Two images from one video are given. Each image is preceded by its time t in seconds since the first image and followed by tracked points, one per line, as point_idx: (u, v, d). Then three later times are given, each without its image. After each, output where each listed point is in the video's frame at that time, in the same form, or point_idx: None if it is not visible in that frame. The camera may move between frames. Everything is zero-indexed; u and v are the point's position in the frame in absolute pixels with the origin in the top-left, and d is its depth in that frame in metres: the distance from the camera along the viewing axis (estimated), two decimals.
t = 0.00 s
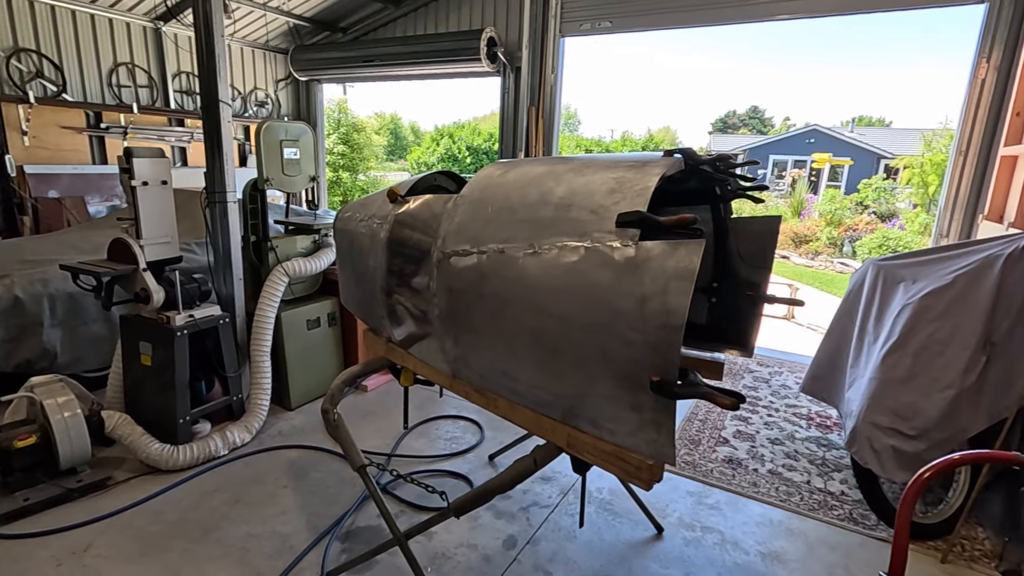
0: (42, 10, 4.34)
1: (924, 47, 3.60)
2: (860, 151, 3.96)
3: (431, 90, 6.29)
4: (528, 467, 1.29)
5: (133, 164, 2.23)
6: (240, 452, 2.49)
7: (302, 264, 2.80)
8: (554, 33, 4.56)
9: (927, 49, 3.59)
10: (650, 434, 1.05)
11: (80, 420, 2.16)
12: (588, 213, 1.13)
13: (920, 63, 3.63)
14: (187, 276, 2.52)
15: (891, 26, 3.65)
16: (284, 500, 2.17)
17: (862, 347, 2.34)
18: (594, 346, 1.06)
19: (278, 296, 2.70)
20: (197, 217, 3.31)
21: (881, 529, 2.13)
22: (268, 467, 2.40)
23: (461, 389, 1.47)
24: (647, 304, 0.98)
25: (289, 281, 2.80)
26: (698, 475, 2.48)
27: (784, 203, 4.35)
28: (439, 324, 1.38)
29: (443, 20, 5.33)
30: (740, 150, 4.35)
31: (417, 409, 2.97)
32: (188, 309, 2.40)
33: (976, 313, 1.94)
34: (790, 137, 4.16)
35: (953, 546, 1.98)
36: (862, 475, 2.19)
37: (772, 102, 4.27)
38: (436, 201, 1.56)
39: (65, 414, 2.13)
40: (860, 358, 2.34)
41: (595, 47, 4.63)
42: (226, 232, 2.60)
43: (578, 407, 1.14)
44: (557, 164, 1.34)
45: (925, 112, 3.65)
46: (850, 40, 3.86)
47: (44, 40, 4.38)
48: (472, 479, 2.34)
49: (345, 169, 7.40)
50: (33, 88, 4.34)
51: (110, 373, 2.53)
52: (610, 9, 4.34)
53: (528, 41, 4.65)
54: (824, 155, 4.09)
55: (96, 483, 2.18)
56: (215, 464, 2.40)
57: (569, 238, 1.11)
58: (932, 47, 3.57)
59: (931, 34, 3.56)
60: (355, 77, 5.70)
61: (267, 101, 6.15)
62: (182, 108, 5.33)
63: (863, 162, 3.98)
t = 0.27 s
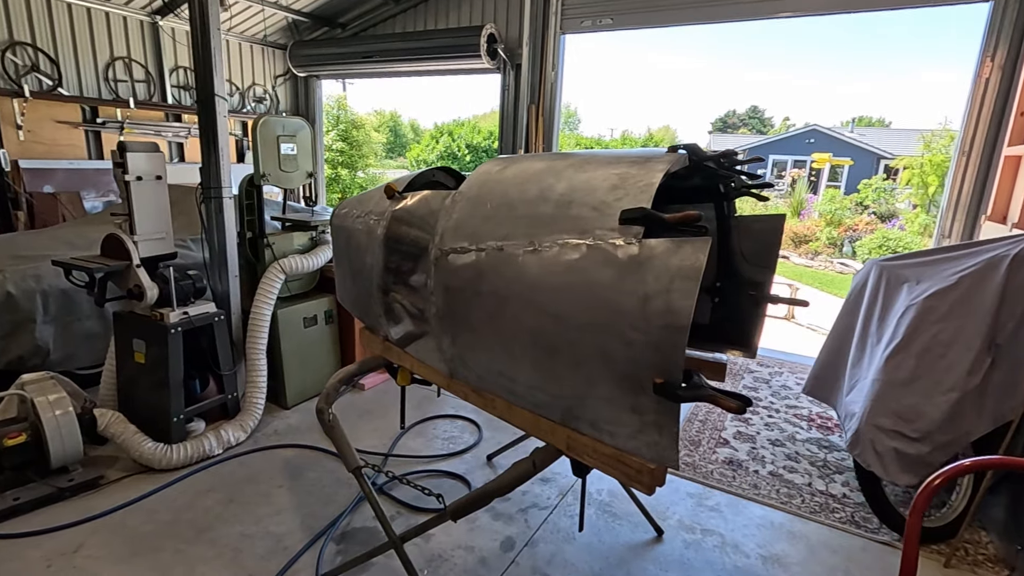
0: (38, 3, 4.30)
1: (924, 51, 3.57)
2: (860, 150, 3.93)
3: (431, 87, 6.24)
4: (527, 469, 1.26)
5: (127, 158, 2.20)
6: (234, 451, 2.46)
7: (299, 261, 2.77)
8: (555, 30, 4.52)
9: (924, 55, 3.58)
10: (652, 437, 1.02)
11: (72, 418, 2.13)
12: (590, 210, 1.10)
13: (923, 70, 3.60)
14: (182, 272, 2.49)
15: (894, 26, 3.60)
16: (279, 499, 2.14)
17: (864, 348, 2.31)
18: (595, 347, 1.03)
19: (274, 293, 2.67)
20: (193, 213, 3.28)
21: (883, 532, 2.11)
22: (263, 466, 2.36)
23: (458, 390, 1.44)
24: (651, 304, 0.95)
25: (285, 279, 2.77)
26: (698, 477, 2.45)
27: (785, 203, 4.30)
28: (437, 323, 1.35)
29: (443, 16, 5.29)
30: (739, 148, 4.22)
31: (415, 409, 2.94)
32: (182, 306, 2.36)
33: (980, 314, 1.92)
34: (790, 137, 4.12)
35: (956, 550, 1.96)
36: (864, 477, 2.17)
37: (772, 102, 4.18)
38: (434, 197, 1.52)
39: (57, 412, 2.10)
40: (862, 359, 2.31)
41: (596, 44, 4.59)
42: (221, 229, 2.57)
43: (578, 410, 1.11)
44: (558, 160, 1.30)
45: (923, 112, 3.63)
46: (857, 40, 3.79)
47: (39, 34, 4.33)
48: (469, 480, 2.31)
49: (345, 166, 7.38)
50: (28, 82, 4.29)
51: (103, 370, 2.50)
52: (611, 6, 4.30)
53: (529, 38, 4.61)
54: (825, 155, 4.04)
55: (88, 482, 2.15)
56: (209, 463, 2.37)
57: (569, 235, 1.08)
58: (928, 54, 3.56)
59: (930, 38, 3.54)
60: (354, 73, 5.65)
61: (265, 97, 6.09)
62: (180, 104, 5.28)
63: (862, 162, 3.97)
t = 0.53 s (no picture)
0: None
1: (919, 54, 3.50)
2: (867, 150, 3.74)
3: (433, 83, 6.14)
4: (536, 486, 1.16)
5: (116, 150, 2.11)
6: (228, 455, 2.37)
7: (296, 259, 2.68)
8: (560, 23, 4.42)
9: (930, 58, 3.47)
10: (676, 457, 0.93)
11: (57, 422, 2.05)
12: (607, 205, 1.00)
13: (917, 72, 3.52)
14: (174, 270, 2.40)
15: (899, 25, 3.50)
16: (273, 508, 2.05)
17: (884, 352, 2.22)
18: (613, 356, 0.93)
19: (270, 292, 2.58)
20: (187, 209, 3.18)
21: (905, 545, 2.02)
22: (257, 472, 2.27)
23: (461, 397, 1.35)
24: (678, 310, 0.85)
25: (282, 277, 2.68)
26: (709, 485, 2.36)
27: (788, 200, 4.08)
28: (439, 327, 1.26)
29: (446, 9, 5.18)
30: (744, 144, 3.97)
31: (415, 412, 2.84)
32: (173, 305, 2.27)
33: (1010, 317, 1.82)
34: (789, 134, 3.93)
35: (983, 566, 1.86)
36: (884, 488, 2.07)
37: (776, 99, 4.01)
38: (436, 192, 1.43)
39: (41, 416, 2.01)
40: (881, 364, 2.22)
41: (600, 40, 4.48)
42: (215, 225, 2.48)
43: (594, 424, 1.02)
44: (571, 152, 1.21)
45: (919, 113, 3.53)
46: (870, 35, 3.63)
47: (33, 25, 4.24)
48: (472, 488, 2.22)
49: (345, 163, 7.31)
50: (21, 74, 4.20)
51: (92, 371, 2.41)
52: None
53: (533, 31, 4.50)
54: (830, 154, 3.84)
55: (74, 489, 2.06)
56: (201, 468, 2.28)
57: (585, 232, 0.99)
58: (929, 56, 3.48)
59: (933, 41, 3.45)
60: (354, 67, 5.56)
61: (264, 91, 5.99)
62: (177, 97, 5.18)
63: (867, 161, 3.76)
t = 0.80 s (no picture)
0: None
1: (933, 56, 3.37)
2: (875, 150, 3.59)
3: (436, 80, 6.00)
4: (551, 521, 1.04)
5: (102, 146, 1.99)
6: (220, 467, 2.26)
7: (293, 260, 2.56)
8: (568, 17, 4.26)
9: (920, 62, 3.41)
10: (715, 498, 0.81)
11: (36, 433, 1.94)
12: (636, 208, 0.88)
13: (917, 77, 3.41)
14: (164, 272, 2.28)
15: (910, 25, 3.36)
16: (265, 525, 1.94)
17: (915, 363, 2.09)
18: (643, 382, 0.81)
19: (266, 294, 2.46)
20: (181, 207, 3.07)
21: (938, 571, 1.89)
22: (250, 485, 2.16)
23: (467, 417, 1.23)
24: (723, 331, 0.73)
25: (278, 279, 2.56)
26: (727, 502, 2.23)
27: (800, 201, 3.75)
28: (443, 341, 1.14)
29: (451, 3, 5.05)
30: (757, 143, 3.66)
31: (416, 421, 2.72)
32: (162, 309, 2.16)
33: None
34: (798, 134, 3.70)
35: None
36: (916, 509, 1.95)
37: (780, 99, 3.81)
38: (439, 191, 1.31)
39: (20, 426, 1.90)
40: (912, 376, 2.09)
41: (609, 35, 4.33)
42: (208, 224, 2.37)
43: (619, 457, 0.89)
44: (590, 147, 1.08)
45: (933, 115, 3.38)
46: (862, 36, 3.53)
47: (27, 18, 4.12)
48: (476, 504, 2.10)
49: (348, 160, 7.15)
50: (15, 68, 4.09)
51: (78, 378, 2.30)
52: None
53: (540, 26, 4.34)
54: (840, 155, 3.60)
55: (55, 504, 1.95)
56: (191, 480, 2.17)
57: (610, 239, 0.87)
58: (925, 58, 3.40)
59: (933, 43, 3.36)
60: (357, 62, 5.44)
61: (265, 87, 5.88)
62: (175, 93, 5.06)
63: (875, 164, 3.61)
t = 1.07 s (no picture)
0: None
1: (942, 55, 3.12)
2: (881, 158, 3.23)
3: (440, 79, 5.85)
4: None
5: (80, 146, 1.87)
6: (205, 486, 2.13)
7: (286, 267, 2.43)
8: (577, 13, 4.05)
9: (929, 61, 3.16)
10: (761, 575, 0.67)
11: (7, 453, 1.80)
12: (667, 221, 0.73)
13: (928, 73, 3.12)
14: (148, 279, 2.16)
15: (914, 12, 3.10)
16: (250, 552, 1.80)
17: (951, 383, 1.94)
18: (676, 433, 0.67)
19: (258, 302, 2.33)
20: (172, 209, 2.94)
21: None
22: (236, 507, 2.03)
23: (465, 452, 1.09)
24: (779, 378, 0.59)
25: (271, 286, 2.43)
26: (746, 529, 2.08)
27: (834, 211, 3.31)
28: (438, 368, 1.00)
29: None
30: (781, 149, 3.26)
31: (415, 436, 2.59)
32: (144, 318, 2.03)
33: None
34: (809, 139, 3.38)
35: None
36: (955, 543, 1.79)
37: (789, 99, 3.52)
38: (436, 196, 1.17)
39: None
40: (948, 398, 1.94)
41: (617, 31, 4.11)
42: (197, 228, 2.24)
43: (642, 517, 0.75)
44: (608, 148, 0.94)
45: (944, 116, 3.08)
46: (869, 30, 3.28)
47: (20, 13, 4.00)
48: (476, 530, 1.96)
49: (351, 160, 7.00)
50: (8, 65, 3.96)
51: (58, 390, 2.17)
52: None
53: (547, 23, 4.11)
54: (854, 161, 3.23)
55: (27, 528, 1.83)
56: (174, 501, 2.04)
57: (636, 257, 0.73)
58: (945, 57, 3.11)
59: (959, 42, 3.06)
60: (360, 61, 5.32)
61: (267, 86, 5.76)
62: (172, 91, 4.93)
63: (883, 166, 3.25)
